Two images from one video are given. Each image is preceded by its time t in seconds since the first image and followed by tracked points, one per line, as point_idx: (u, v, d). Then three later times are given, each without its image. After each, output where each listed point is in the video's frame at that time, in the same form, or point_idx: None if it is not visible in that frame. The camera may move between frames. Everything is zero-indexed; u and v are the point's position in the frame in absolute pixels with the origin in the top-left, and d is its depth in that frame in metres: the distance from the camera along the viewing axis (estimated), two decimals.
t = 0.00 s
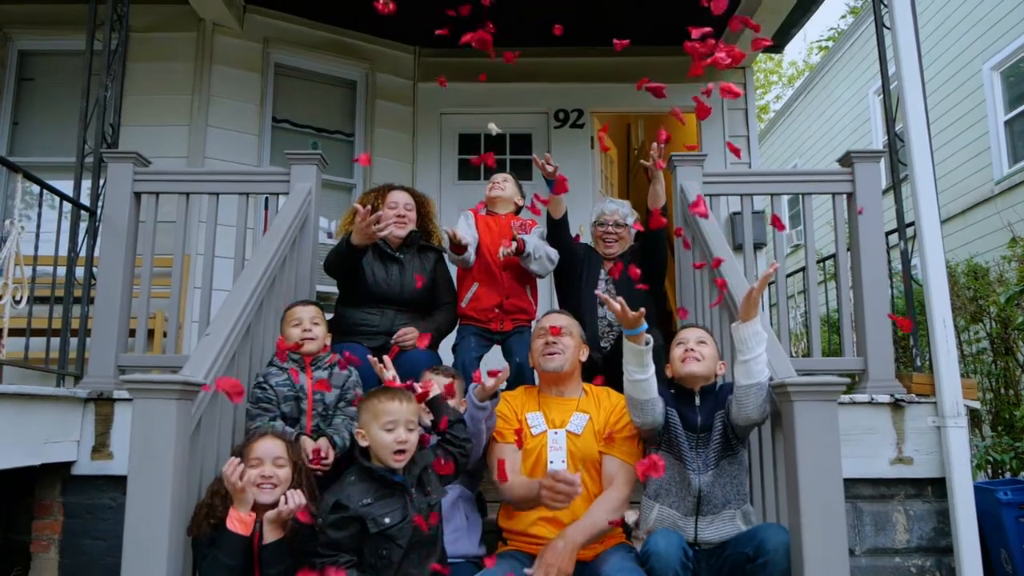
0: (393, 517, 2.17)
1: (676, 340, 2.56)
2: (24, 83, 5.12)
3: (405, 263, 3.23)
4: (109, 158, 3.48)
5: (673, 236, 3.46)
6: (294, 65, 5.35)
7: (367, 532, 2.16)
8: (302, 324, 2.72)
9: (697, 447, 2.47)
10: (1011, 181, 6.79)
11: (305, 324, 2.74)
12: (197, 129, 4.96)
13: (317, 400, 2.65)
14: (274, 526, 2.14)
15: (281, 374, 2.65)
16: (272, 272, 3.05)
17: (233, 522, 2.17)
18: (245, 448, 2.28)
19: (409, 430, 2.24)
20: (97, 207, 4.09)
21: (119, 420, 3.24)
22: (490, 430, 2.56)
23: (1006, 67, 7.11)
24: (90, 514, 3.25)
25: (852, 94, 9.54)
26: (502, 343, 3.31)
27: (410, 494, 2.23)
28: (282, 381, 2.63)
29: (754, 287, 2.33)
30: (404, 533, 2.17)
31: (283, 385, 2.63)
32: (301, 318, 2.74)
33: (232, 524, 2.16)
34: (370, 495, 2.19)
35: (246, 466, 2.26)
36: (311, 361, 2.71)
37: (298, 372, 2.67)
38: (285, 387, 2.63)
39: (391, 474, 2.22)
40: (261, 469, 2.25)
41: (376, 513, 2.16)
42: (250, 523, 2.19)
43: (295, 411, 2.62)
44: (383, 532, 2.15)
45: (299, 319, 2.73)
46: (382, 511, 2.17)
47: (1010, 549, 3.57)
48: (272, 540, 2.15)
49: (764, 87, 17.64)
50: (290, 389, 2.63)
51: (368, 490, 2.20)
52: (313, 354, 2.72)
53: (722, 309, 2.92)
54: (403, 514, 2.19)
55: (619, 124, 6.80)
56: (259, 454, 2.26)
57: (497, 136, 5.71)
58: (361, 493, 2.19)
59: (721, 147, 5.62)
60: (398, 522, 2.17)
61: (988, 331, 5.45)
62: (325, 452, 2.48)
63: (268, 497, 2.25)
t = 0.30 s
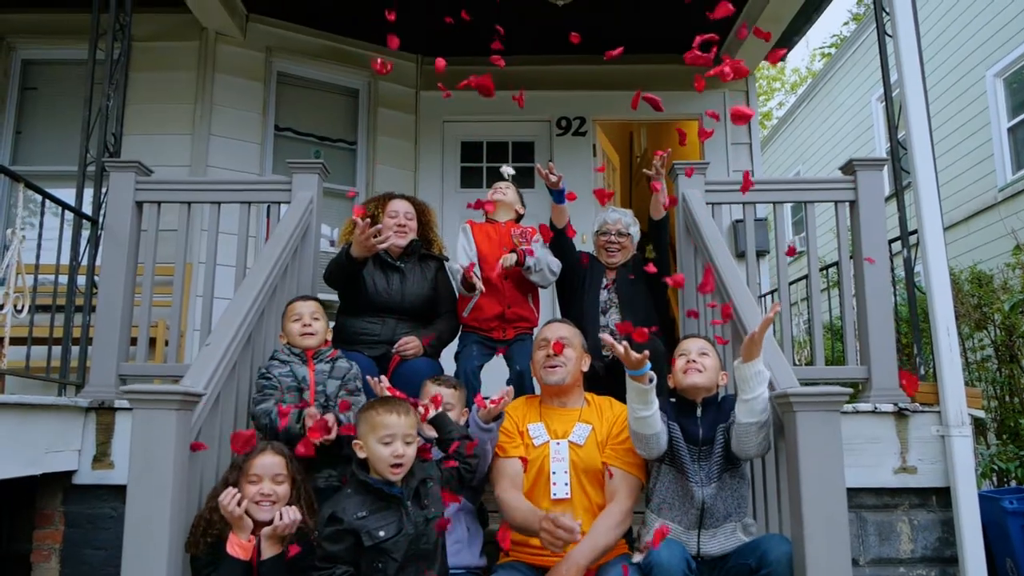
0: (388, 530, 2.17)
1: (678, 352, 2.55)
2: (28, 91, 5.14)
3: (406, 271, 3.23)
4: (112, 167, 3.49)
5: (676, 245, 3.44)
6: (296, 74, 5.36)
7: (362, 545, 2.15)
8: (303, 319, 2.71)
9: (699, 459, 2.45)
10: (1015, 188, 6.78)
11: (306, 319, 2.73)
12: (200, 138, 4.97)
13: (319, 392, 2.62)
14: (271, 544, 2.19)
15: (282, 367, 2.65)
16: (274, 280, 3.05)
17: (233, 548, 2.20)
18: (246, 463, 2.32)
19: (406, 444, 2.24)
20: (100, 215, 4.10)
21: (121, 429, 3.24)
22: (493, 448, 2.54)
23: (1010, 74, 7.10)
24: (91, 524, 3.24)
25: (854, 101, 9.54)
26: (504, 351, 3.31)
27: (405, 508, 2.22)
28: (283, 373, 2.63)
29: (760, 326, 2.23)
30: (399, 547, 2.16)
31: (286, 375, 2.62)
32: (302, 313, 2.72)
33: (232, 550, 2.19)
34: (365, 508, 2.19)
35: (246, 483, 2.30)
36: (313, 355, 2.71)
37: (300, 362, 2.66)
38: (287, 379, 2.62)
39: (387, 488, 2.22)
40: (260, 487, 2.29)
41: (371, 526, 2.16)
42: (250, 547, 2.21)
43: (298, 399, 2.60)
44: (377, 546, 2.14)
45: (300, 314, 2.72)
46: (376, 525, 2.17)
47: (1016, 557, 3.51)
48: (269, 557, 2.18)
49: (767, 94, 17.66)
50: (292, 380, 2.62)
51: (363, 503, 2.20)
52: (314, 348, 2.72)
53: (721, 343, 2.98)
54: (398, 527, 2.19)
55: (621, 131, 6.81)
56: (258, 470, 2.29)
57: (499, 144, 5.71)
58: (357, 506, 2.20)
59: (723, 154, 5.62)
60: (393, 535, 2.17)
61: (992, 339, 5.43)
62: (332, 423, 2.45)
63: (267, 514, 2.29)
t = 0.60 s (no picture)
0: (382, 544, 2.18)
1: (680, 361, 2.53)
2: (31, 99, 5.15)
3: (407, 279, 3.22)
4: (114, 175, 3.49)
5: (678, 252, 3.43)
6: (299, 81, 5.37)
7: (356, 559, 2.17)
8: (303, 312, 2.65)
9: (701, 470, 2.44)
10: (1019, 193, 6.76)
11: (307, 312, 2.66)
12: (202, 145, 4.97)
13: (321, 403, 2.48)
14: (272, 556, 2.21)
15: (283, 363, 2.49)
16: (276, 288, 3.04)
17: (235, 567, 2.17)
18: (246, 477, 2.31)
19: (405, 456, 2.23)
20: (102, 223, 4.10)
21: (122, 437, 3.23)
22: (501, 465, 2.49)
23: (1014, 79, 7.08)
24: (92, 532, 3.24)
25: (858, 105, 9.53)
26: (506, 358, 3.31)
27: (401, 521, 2.23)
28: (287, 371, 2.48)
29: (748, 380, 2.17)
30: (393, 561, 2.17)
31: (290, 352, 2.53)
32: (303, 305, 2.66)
33: (233, 568, 2.18)
34: (358, 522, 2.21)
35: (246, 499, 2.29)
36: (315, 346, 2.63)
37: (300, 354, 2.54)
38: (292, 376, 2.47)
39: (386, 500, 2.22)
40: (259, 502, 2.28)
41: (365, 540, 2.17)
42: (251, 565, 2.19)
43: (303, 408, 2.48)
44: (371, 559, 2.16)
45: (300, 307, 2.65)
46: (371, 538, 2.18)
47: None
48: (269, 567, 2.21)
49: (770, 99, 17.66)
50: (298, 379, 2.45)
51: (358, 516, 2.22)
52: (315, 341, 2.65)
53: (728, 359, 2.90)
54: (393, 541, 2.19)
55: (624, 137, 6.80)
56: (258, 485, 2.29)
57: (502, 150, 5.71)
58: (350, 520, 2.21)
59: (726, 160, 5.61)
60: (387, 549, 2.17)
61: (998, 344, 5.41)
62: (335, 349, 2.35)
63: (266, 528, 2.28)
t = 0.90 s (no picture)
0: (378, 557, 2.17)
1: (685, 372, 2.53)
2: (36, 106, 5.18)
3: (409, 286, 3.22)
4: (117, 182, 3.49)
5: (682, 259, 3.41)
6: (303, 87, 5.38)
7: (351, 571, 2.16)
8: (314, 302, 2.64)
9: (706, 480, 2.42)
10: None
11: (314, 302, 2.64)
12: (206, 151, 4.98)
13: (325, 387, 2.62)
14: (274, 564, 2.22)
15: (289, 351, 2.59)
16: (279, 294, 3.04)
17: None
18: (247, 491, 2.30)
19: (406, 468, 2.24)
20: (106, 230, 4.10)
21: (125, 444, 3.23)
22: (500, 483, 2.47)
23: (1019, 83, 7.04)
24: (95, 539, 3.23)
25: (862, 110, 9.51)
26: (510, 366, 3.28)
27: (398, 535, 2.22)
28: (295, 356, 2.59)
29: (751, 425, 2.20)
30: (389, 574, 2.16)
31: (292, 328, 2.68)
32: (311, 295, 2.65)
33: None
34: (355, 534, 2.20)
35: (247, 512, 2.29)
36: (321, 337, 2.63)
37: (307, 338, 2.64)
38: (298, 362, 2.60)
39: (386, 512, 2.22)
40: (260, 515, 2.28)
41: (361, 553, 2.17)
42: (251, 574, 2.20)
43: (306, 390, 2.59)
44: (367, 572, 2.15)
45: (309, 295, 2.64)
46: (366, 551, 2.17)
47: None
48: None
49: (775, 104, 17.64)
50: (305, 362, 2.60)
51: (355, 529, 2.21)
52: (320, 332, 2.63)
53: (744, 398, 2.75)
54: (389, 555, 2.18)
55: (628, 142, 6.80)
56: (259, 499, 2.28)
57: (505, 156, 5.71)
58: (348, 532, 2.20)
59: (731, 165, 5.60)
60: (382, 562, 2.17)
61: (1004, 350, 5.40)
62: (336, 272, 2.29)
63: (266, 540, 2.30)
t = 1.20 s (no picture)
0: (376, 570, 2.17)
1: (688, 381, 2.51)
2: (40, 111, 5.19)
3: (411, 293, 3.21)
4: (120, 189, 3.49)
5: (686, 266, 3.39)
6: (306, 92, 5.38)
7: None
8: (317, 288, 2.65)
9: (708, 489, 2.44)
10: None
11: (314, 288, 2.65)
12: (210, 157, 4.99)
13: (329, 359, 2.63)
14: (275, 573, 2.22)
15: (291, 327, 2.65)
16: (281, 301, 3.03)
17: None
18: (248, 502, 2.31)
19: (408, 479, 2.23)
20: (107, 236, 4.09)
21: (128, 450, 3.23)
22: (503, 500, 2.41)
23: None
24: (98, 546, 3.23)
25: (867, 113, 9.49)
26: (512, 372, 3.26)
27: (398, 549, 2.21)
28: (296, 331, 2.64)
29: (731, 487, 2.18)
30: None
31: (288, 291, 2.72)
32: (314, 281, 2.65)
33: None
34: (354, 545, 2.20)
35: (249, 524, 2.30)
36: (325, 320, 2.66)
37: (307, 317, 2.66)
38: (301, 337, 2.64)
39: (387, 523, 2.22)
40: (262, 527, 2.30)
41: (359, 564, 2.17)
42: None
43: (309, 362, 2.60)
44: None
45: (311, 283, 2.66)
46: (366, 563, 2.17)
47: None
48: None
49: (779, 107, 17.61)
50: (308, 336, 2.63)
51: (354, 540, 2.21)
52: (324, 315, 2.66)
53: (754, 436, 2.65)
54: (388, 567, 2.18)
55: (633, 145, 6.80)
56: (260, 511, 2.28)
57: (509, 161, 5.70)
58: (348, 543, 2.20)
59: (735, 169, 5.59)
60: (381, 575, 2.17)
61: (1011, 354, 5.38)
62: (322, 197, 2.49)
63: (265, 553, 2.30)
